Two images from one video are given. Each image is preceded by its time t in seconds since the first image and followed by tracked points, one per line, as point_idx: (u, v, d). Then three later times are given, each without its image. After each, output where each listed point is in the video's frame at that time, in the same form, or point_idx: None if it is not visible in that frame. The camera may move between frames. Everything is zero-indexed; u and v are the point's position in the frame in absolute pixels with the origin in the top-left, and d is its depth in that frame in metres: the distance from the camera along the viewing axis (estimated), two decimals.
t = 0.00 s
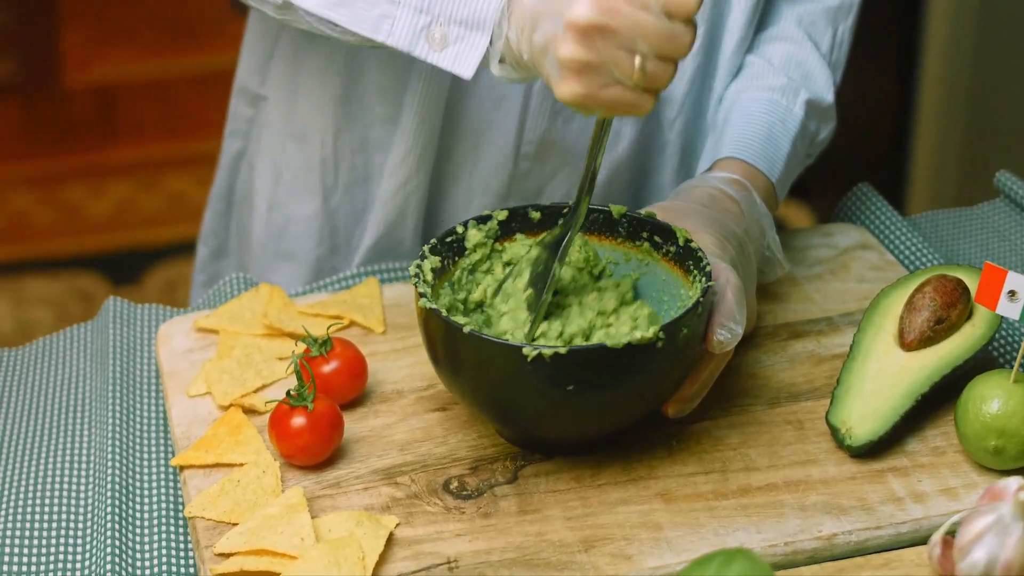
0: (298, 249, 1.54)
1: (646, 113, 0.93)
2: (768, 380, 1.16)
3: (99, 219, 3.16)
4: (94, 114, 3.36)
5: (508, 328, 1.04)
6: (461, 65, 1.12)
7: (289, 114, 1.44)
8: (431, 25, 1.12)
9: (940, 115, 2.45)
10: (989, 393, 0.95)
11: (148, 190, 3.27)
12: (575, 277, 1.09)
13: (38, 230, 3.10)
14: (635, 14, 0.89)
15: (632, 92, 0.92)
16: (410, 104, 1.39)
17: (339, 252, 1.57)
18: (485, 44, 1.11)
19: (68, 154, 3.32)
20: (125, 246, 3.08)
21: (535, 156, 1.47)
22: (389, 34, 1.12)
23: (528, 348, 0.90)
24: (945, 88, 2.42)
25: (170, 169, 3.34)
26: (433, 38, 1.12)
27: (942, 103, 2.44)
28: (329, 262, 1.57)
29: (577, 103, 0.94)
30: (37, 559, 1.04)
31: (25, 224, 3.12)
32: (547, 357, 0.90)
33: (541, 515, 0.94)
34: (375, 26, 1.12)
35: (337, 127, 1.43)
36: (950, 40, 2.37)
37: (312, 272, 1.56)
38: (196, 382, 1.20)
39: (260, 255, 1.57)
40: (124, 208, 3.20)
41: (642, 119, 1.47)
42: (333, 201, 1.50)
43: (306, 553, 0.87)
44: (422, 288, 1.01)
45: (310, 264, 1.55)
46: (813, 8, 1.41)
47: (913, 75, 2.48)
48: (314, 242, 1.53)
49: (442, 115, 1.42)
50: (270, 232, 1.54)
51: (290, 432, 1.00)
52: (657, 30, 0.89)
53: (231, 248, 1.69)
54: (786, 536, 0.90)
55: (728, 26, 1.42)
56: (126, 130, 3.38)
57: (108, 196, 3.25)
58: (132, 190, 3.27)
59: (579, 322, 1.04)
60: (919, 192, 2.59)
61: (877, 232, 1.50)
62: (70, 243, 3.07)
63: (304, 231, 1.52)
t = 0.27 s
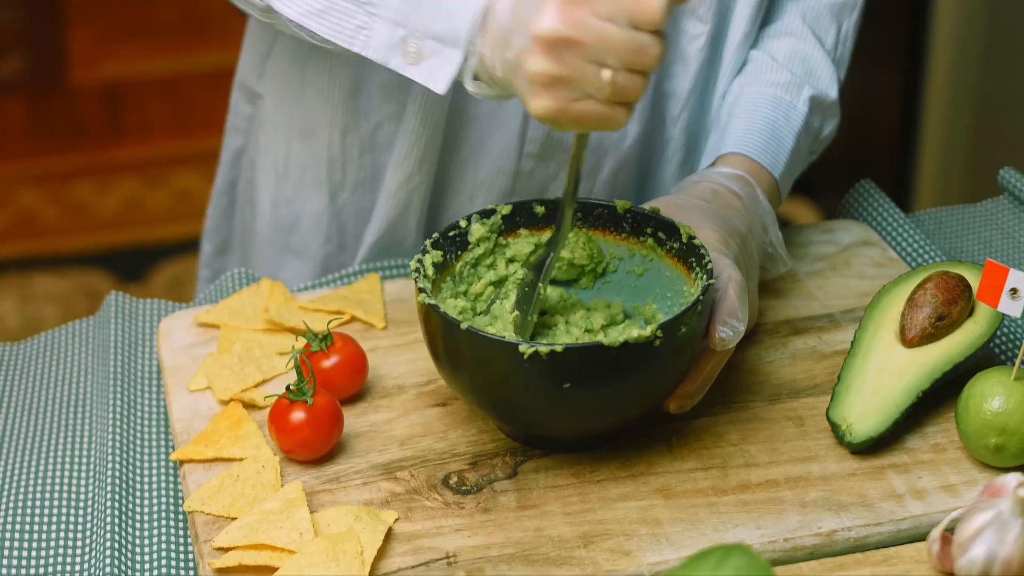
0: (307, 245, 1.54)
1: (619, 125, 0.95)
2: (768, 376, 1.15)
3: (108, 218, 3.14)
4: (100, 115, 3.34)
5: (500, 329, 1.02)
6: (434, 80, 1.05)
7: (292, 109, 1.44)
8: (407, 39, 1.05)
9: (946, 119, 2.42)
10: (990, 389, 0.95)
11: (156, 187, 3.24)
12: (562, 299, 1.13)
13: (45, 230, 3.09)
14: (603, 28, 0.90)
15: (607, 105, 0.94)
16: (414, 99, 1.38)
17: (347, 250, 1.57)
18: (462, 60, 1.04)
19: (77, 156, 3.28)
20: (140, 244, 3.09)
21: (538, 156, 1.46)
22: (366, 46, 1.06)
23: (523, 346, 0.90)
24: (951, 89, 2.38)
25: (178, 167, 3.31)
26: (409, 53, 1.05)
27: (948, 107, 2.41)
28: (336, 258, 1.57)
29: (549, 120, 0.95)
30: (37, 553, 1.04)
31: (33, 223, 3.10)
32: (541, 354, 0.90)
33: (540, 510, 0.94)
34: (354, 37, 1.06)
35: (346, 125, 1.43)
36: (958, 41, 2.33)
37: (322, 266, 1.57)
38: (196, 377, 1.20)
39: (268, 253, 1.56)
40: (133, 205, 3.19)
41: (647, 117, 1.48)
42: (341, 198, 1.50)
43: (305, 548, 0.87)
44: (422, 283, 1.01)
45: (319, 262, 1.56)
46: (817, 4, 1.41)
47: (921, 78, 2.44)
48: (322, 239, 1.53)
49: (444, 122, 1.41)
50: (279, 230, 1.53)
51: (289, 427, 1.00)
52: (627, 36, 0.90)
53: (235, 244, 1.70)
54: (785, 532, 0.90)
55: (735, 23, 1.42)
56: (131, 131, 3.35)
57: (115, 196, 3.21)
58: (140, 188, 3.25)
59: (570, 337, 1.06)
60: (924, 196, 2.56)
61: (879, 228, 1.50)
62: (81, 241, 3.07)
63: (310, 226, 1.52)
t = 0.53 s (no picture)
0: (309, 238, 1.54)
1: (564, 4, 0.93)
2: (766, 374, 1.16)
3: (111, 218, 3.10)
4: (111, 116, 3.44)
5: (470, 257, 1.04)
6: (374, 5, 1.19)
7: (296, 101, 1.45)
8: None
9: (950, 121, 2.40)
10: (987, 388, 0.95)
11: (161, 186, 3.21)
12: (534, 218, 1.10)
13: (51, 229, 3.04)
14: None
15: None
16: (406, 88, 1.38)
17: (349, 242, 1.57)
18: None
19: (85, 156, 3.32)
20: (140, 244, 3.00)
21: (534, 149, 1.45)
22: None
23: (516, 341, 0.90)
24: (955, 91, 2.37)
25: (179, 166, 3.29)
26: None
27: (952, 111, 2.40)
28: (337, 252, 1.57)
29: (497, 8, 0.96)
30: (37, 549, 1.04)
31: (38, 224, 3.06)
32: (534, 350, 0.90)
33: (537, 507, 0.95)
34: None
35: (346, 112, 1.43)
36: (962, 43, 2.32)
37: (322, 261, 1.57)
38: (197, 374, 1.21)
39: (270, 246, 1.56)
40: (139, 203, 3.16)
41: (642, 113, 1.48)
42: (341, 192, 1.50)
43: (302, 544, 0.88)
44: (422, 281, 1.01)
45: (321, 254, 1.56)
46: (818, 4, 1.39)
47: (922, 78, 2.43)
48: (323, 232, 1.53)
49: (442, 100, 1.41)
50: (281, 224, 1.53)
51: (287, 424, 1.01)
52: None
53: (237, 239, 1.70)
54: (782, 530, 0.90)
55: (730, 22, 1.41)
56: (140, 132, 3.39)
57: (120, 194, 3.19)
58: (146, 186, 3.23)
59: (542, 250, 1.04)
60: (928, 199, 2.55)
61: (878, 227, 1.50)
62: (80, 241, 3.00)
63: (313, 220, 1.52)
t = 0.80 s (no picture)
0: (310, 233, 1.54)
1: (588, 74, 0.96)
2: (768, 371, 1.16)
3: (117, 218, 3.09)
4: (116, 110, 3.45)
5: (484, 312, 1.07)
6: (394, 48, 1.15)
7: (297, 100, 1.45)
8: (368, 8, 1.15)
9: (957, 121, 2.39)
10: (988, 385, 0.95)
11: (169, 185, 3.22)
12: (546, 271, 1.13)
13: (58, 228, 3.04)
14: None
15: (571, 57, 0.95)
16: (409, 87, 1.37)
17: (349, 240, 1.56)
18: (418, 26, 1.15)
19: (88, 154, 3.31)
20: (142, 242, 3.01)
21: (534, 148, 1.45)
22: (330, 14, 1.15)
23: (515, 338, 0.90)
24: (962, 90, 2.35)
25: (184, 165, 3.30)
26: (370, 20, 1.15)
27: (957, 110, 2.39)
28: (338, 249, 1.57)
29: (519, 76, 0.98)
30: (39, 546, 1.05)
31: (44, 223, 3.06)
32: (533, 346, 0.90)
33: (538, 504, 0.95)
34: (318, 5, 1.15)
35: (347, 111, 1.43)
36: (969, 41, 2.31)
37: (322, 257, 1.57)
38: (199, 371, 1.21)
39: (271, 241, 1.56)
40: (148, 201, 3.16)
41: (642, 112, 1.48)
42: (341, 189, 1.50)
43: (303, 541, 0.88)
44: (422, 278, 1.01)
45: (321, 250, 1.56)
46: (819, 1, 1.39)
47: (926, 76, 2.43)
48: (323, 228, 1.53)
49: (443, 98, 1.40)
50: (281, 218, 1.53)
51: (289, 421, 1.01)
52: None
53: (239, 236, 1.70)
54: (783, 527, 0.90)
55: (732, 18, 1.41)
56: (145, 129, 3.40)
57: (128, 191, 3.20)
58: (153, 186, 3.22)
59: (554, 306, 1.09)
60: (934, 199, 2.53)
61: (881, 225, 1.50)
62: (85, 241, 3.00)
63: (313, 216, 1.52)
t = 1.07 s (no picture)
0: (316, 232, 1.55)
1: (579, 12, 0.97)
2: (771, 367, 1.16)
3: (125, 217, 3.09)
4: (122, 108, 3.44)
5: (492, 264, 1.04)
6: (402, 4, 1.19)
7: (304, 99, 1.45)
8: None
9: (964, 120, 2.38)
10: (989, 381, 0.96)
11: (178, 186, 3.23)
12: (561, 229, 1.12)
13: (66, 226, 3.05)
14: None
15: None
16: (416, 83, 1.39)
17: (356, 238, 1.57)
18: None
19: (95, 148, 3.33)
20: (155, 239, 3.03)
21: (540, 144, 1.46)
22: None
23: (517, 334, 0.91)
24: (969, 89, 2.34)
25: (195, 163, 3.33)
26: None
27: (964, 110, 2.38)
28: (344, 247, 1.57)
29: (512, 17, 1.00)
30: (44, 539, 1.05)
31: (53, 220, 3.06)
32: (536, 342, 0.91)
33: (541, 499, 0.95)
34: None
35: (354, 109, 1.44)
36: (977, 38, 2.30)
37: (329, 255, 1.57)
38: (203, 366, 1.21)
39: (278, 239, 1.56)
40: (157, 201, 3.16)
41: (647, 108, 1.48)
42: (347, 187, 1.50)
43: (305, 534, 0.88)
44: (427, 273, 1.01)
45: (328, 248, 1.56)
46: None
47: (931, 72, 2.42)
48: (331, 227, 1.53)
49: (451, 95, 1.42)
50: (289, 216, 1.53)
51: (292, 415, 1.01)
52: None
53: (245, 233, 1.71)
54: (784, 522, 0.91)
55: (735, 13, 1.41)
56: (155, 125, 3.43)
57: (138, 190, 3.21)
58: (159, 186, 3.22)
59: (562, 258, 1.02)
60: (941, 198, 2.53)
61: (885, 222, 1.50)
62: (94, 239, 3.01)
63: (321, 213, 1.52)
